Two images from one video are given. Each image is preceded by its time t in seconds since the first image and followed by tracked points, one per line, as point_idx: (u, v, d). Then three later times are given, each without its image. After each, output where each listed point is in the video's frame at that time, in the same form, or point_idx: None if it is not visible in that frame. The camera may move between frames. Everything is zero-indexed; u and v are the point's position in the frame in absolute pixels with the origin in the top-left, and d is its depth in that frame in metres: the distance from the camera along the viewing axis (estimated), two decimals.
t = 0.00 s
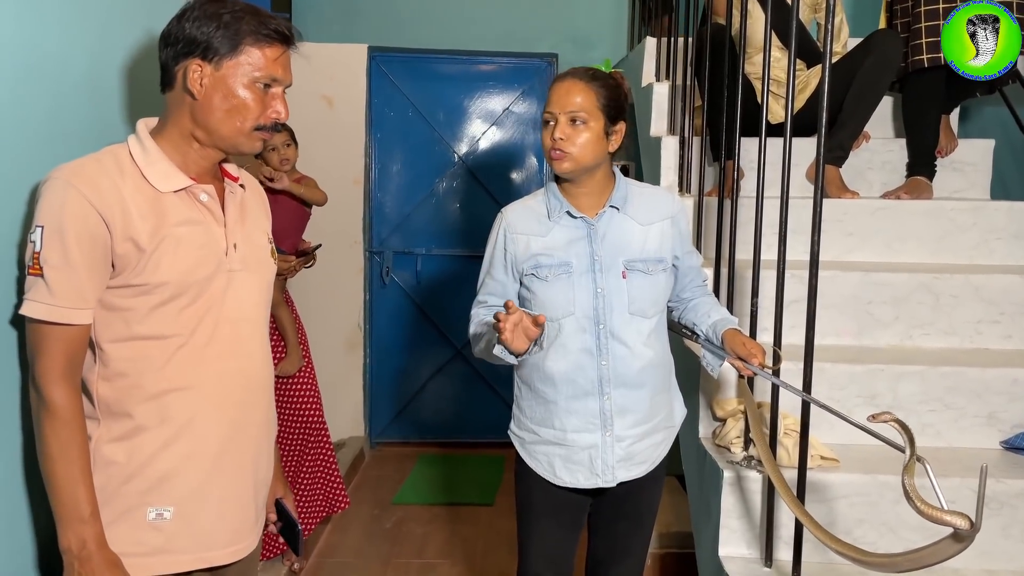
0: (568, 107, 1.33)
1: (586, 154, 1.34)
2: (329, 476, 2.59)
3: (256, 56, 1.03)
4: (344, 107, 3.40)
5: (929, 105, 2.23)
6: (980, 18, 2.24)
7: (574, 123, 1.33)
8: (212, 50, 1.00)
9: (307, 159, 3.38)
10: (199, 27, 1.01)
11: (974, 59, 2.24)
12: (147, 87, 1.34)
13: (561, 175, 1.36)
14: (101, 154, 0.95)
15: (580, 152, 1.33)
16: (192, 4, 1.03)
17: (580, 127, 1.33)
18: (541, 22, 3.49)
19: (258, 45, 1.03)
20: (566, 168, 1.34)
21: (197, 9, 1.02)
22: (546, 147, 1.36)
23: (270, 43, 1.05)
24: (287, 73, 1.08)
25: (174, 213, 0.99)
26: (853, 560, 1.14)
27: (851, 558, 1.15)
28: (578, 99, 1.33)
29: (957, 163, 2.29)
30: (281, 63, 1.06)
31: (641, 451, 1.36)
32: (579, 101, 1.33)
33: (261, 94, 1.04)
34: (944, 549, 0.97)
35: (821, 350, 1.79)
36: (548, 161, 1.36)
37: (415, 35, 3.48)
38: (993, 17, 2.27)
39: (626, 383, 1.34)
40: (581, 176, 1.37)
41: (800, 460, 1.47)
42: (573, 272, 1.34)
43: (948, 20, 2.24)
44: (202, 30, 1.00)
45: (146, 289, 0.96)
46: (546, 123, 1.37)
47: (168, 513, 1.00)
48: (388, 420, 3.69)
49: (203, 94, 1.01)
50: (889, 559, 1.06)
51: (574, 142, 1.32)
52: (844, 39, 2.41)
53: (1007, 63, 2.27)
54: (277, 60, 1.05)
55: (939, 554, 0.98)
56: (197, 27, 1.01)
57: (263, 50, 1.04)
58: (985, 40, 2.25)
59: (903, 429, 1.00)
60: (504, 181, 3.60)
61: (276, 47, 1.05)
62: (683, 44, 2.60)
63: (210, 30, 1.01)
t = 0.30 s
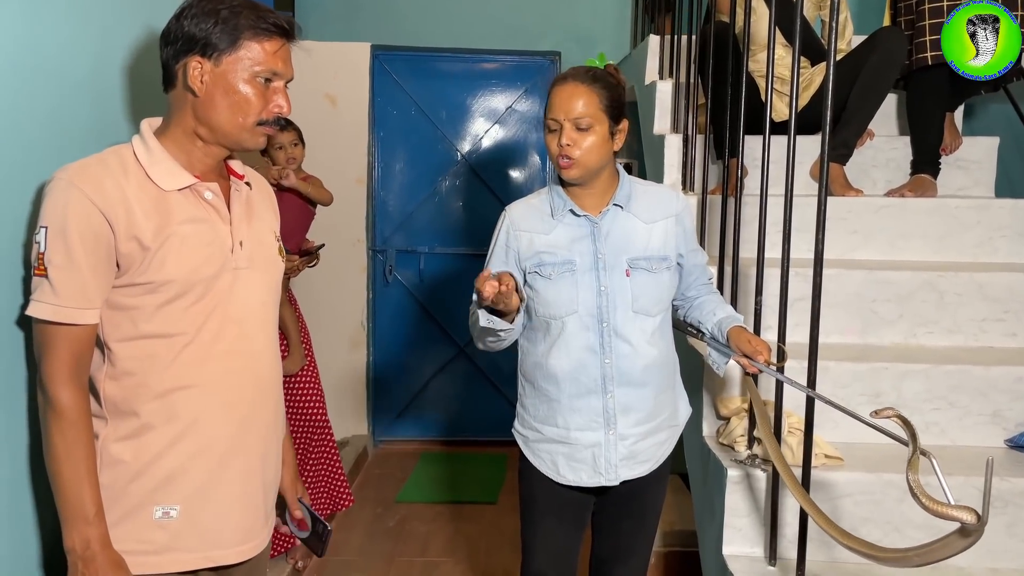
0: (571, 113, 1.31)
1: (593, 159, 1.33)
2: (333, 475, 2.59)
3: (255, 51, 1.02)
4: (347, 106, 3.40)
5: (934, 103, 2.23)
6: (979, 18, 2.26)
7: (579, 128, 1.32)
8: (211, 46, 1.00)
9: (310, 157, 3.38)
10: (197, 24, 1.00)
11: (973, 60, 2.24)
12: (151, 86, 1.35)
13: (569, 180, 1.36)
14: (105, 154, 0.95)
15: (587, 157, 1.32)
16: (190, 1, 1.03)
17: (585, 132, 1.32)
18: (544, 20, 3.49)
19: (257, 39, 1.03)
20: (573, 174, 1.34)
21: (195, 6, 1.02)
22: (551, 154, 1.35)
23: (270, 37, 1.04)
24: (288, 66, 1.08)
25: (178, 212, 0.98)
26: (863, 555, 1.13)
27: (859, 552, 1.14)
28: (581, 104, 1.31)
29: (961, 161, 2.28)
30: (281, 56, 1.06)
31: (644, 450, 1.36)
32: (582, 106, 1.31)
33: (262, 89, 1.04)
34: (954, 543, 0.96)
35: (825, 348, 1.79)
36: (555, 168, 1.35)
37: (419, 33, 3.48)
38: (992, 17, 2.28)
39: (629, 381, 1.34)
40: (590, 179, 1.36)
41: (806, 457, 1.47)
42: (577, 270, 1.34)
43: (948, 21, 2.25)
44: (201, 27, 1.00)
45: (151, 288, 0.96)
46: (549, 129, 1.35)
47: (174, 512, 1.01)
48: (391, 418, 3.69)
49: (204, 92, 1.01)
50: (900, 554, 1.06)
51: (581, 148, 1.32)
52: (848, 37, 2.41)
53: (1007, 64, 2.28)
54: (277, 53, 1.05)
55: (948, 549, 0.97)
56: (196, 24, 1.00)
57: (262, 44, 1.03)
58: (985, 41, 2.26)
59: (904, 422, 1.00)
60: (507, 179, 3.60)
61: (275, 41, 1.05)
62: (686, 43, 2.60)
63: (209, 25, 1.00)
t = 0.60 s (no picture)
0: (598, 115, 1.30)
1: (617, 161, 1.34)
2: (337, 473, 2.59)
3: (258, 50, 1.02)
4: (350, 104, 3.39)
5: (940, 100, 2.22)
6: (979, 18, 2.22)
7: (605, 131, 1.31)
8: (213, 45, 1.00)
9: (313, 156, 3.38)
10: (199, 22, 1.00)
11: (973, 59, 2.22)
12: (155, 88, 1.35)
13: (591, 183, 1.34)
14: (106, 155, 0.96)
15: (614, 159, 1.32)
16: None
17: (609, 134, 1.32)
18: (548, 18, 3.49)
19: (259, 38, 1.03)
20: (600, 176, 1.33)
21: (197, 5, 1.01)
22: (576, 157, 1.32)
23: (272, 35, 1.04)
24: (291, 65, 1.08)
25: (180, 211, 0.98)
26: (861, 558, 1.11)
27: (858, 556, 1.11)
28: (605, 106, 1.31)
29: (967, 159, 2.28)
30: (284, 55, 1.06)
31: (650, 450, 1.35)
32: (608, 108, 1.31)
33: (265, 88, 1.04)
34: (961, 544, 0.94)
35: (830, 347, 1.78)
36: (579, 171, 1.32)
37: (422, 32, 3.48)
38: (992, 17, 2.23)
39: (634, 381, 1.34)
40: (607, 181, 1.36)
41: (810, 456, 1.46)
42: (580, 271, 1.34)
43: (948, 21, 2.24)
44: (203, 25, 1.00)
45: (153, 288, 0.96)
46: (571, 132, 1.32)
47: (179, 513, 1.01)
48: (395, 417, 3.70)
49: (207, 91, 1.01)
50: (901, 560, 1.03)
51: (608, 150, 1.31)
52: (854, 35, 2.40)
53: (1007, 64, 2.22)
54: (280, 52, 1.05)
55: (957, 554, 0.95)
56: (197, 22, 1.00)
57: (264, 43, 1.03)
58: (985, 41, 2.23)
59: (916, 425, 0.97)
60: (510, 177, 3.60)
61: (278, 39, 1.04)
62: (690, 41, 2.60)
63: (211, 24, 1.00)
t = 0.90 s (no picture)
0: (611, 98, 1.31)
1: (628, 147, 1.33)
2: (340, 470, 2.59)
3: (257, 41, 1.02)
4: (352, 101, 3.38)
5: (945, 96, 2.21)
6: (979, 18, 2.23)
7: (618, 114, 1.31)
8: (212, 39, 1.00)
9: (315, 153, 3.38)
10: (198, 16, 1.00)
11: (974, 59, 2.23)
12: (156, 84, 1.35)
13: (602, 168, 1.33)
14: (107, 151, 0.95)
15: (626, 143, 1.31)
16: None
17: (622, 118, 1.32)
18: (551, 15, 3.48)
19: (258, 30, 1.02)
20: (611, 160, 1.32)
21: None
22: (588, 138, 1.31)
23: (271, 27, 1.04)
24: (291, 57, 1.07)
25: (181, 208, 0.98)
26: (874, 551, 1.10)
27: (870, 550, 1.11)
28: (618, 90, 1.32)
29: (971, 155, 2.27)
30: (284, 47, 1.05)
31: (653, 447, 1.35)
32: (620, 93, 1.32)
33: (265, 81, 1.03)
34: (970, 538, 0.96)
35: (835, 344, 1.78)
36: (591, 152, 1.31)
37: (424, 29, 3.48)
38: (992, 17, 2.26)
39: (637, 378, 1.34)
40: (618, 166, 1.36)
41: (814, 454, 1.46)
42: (584, 267, 1.33)
43: (948, 21, 2.24)
44: (201, 19, 1.00)
45: (154, 285, 0.96)
46: (584, 113, 1.31)
47: (179, 512, 1.01)
48: (397, 414, 3.70)
49: (207, 84, 1.01)
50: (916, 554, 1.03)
51: (622, 133, 1.31)
52: (858, 30, 2.39)
53: (1006, 64, 2.26)
54: (279, 43, 1.04)
55: (970, 547, 0.95)
56: (196, 17, 1.00)
57: (263, 35, 1.03)
58: (985, 40, 2.23)
59: (924, 418, 0.98)
60: (513, 175, 3.60)
61: (277, 31, 1.04)
62: (693, 38, 2.59)
63: (209, 18, 1.00)
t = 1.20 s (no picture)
0: (608, 103, 1.31)
1: (624, 152, 1.33)
2: (342, 467, 2.60)
3: (234, 18, 1.03)
4: (355, 99, 3.37)
5: (947, 94, 2.20)
6: (979, 18, 2.24)
7: (615, 119, 1.31)
8: (188, 28, 1.00)
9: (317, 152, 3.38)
10: (170, 11, 1.01)
11: (973, 59, 2.23)
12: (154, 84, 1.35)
13: (598, 173, 1.34)
14: (106, 150, 0.95)
15: (621, 149, 1.32)
16: None
17: (619, 123, 1.32)
18: (553, 13, 3.48)
19: (232, 6, 1.03)
20: (605, 165, 1.32)
21: None
22: (584, 143, 1.32)
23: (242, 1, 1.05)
24: (270, 27, 1.08)
25: (181, 207, 0.99)
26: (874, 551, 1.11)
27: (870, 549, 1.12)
28: (616, 95, 1.31)
29: (972, 154, 2.27)
30: (260, 18, 1.06)
31: (650, 445, 1.35)
32: (618, 97, 1.32)
33: (254, 56, 1.04)
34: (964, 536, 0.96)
35: (836, 342, 1.78)
36: (587, 158, 1.32)
37: (426, 28, 3.48)
38: (993, 17, 2.26)
39: (635, 375, 1.34)
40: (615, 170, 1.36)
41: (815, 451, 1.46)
42: (583, 264, 1.34)
43: (948, 21, 2.24)
44: (175, 13, 1.01)
45: (154, 286, 0.97)
46: (581, 118, 1.32)
47: (179, 511, 1.01)
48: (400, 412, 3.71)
49: (198, 73, 1.01)
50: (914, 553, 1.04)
51: (617, 139, 1.31)
52: (860, 29, 2.39)
53: (1006, 64, 2.25)
54: (255, 15, 1.06)
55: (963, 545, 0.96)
56: (168, 12, 1.01)
57: (238, 9, 1.04)
58: (985, 40, 2.23)
59: (918, 414, 0.99)
60: (514, 173, 3.60)
61: (248, 4, 1.05)
62: (694, 36, 2.60)
63: (182, 10, 1.01)
